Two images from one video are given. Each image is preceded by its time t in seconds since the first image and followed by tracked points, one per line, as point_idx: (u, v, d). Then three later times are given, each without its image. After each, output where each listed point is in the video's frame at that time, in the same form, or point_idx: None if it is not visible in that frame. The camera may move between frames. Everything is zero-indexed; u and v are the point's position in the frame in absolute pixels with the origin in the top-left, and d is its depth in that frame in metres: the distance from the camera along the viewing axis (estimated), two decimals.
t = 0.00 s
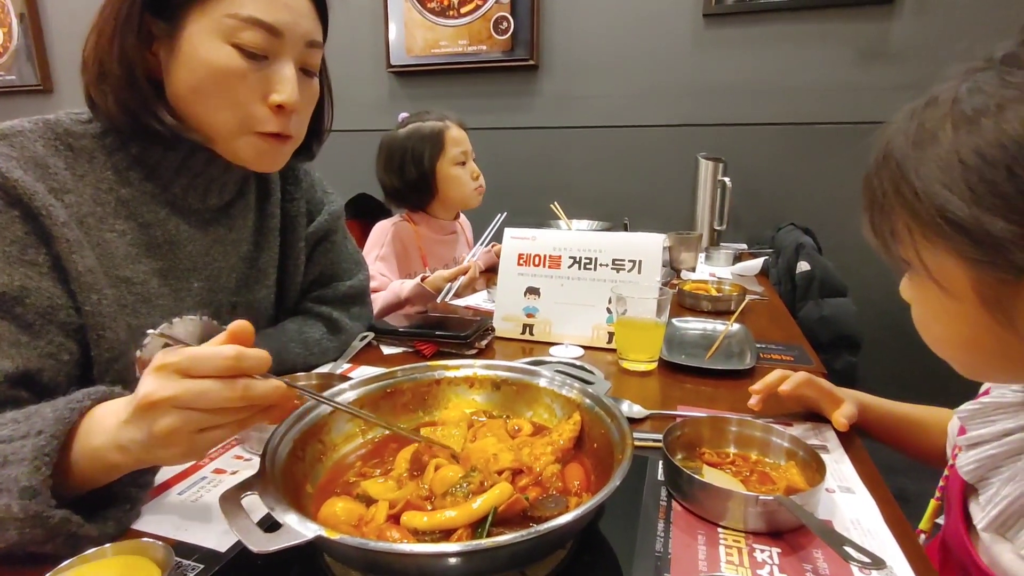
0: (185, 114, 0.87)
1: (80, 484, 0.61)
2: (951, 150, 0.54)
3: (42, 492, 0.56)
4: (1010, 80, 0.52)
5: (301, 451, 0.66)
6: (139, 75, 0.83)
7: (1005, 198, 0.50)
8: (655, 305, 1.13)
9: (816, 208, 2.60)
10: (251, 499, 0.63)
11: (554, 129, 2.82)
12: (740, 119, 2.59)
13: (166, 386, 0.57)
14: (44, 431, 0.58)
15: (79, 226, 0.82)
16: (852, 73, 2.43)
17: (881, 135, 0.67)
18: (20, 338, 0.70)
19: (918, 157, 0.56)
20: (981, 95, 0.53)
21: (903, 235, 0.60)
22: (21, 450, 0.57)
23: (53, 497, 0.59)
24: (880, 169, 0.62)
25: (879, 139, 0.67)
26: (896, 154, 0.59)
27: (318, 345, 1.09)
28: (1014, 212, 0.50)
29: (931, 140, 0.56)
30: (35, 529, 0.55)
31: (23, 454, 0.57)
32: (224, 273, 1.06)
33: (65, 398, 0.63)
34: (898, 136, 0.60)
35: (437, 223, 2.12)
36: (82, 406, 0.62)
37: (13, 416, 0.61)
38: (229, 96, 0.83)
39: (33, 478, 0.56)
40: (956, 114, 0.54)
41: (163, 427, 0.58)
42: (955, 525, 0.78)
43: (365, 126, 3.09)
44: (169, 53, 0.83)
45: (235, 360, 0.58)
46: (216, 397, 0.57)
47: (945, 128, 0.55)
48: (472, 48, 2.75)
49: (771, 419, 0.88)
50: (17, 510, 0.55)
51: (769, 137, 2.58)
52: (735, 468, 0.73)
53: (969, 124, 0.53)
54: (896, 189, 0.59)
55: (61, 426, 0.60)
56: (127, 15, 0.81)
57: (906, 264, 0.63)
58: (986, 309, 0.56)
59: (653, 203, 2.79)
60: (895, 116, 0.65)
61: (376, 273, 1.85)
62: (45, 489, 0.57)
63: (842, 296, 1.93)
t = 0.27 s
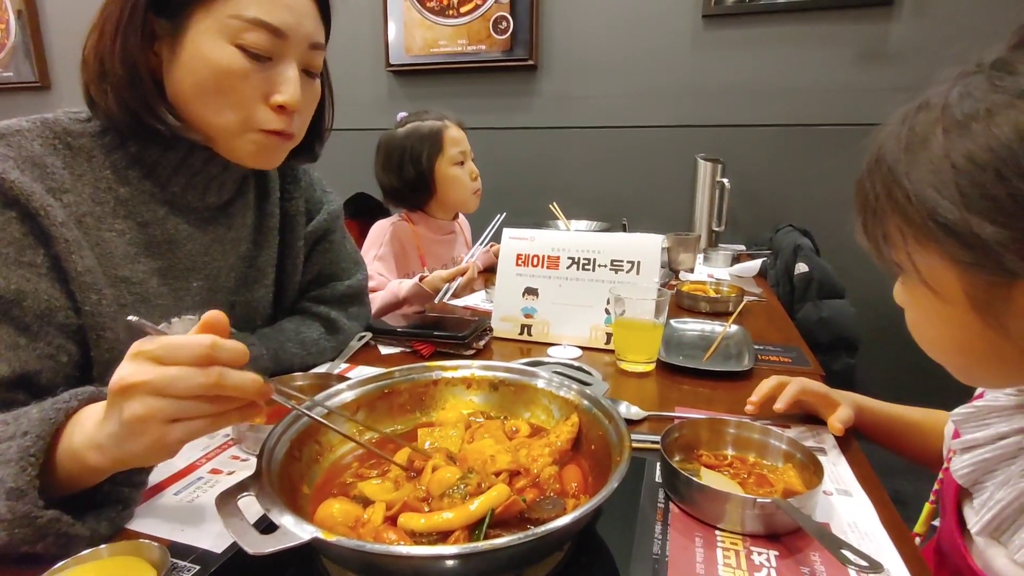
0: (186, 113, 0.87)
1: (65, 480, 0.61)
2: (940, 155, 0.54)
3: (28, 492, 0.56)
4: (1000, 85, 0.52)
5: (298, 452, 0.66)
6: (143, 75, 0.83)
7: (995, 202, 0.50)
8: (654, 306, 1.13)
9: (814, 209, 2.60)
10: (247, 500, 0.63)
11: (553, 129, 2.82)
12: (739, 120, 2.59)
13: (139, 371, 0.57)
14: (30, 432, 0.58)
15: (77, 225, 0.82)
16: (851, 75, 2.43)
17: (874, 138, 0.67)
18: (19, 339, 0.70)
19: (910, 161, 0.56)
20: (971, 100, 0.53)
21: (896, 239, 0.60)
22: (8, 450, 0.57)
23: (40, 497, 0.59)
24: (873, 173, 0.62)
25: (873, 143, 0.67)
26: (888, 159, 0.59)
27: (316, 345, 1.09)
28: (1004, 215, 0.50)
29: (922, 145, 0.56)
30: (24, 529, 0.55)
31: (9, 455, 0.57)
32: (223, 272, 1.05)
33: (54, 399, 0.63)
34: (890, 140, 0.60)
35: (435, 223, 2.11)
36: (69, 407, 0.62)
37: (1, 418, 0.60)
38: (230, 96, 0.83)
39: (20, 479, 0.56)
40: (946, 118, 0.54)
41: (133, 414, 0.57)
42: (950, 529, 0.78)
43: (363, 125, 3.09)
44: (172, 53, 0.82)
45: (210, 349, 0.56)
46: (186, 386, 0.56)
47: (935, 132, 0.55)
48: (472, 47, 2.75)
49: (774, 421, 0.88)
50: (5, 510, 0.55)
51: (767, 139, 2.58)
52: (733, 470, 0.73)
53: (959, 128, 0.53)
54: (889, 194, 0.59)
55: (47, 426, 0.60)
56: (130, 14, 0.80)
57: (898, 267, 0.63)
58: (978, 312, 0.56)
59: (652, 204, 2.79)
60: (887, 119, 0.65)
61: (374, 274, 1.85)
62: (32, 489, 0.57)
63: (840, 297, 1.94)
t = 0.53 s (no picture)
0: (187, 115, 0.87)
1: (74, 475, 0.61)
2: (935, 160, 0.54)
3: (35, 493, 0.56)
4: (996, 91, 0.52)
5: (298, 453, 0.66)
6: (144, 77, 0.83)
7: (989, 207, 0.50)
8: (653, 308, 1.14)
9: (813, 210, 2.60)
10: (248, 501, 0.63)
11: (553, 129, 2.82)
12: (738, 121, 2.60)
13: (172, 347, 0.59)
14: (43, 433, 0.58)
15: (78, 227, 0.82)
16: (850, 77, 2.44)
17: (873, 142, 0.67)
18: (16, 341, 0.70)
19: (906, 165, 0.57)
20: (967, 106, 0.53)
21: (892, 244, 0.61)
22: (19, 451, 0.57)
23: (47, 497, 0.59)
24: (870, 176, 0.62)
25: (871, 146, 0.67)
26: (886, 164, 0.59)
27: (316, 345, 1.09)
28: (997, 220, 0.50)
29: (918, 150, 0.56)
30: (26, 531, 0.55)
31: (20, 456, 0.56)
32: (223, 273, 1.05)
33: (66, 401, 0.63)
34: (887, 144, 0.60)
35: (435, 223, 2.11)
36: (82, 409, 0.62)
37: (13, 419, 0.60)
38: (232, 99, 0.83)
39: (28, 480, 0.56)
40: (943, 124, 0.55)
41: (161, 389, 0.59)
42: (945, 532, 0.79)
43: (363, 125, 3.09)
44: (173, 56, 0.82)
45: (240, 331, 0.61)
46: (214, 361, 0.59)
47: (932, 137, 0.55)
48: (472, 48, 2.75)
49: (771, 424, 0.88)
50: (11, 512, 0.55)
51: (767, 140, 2.58)
52: (731, 472, 0.73)
53: (955, 135, 0.53)
54: (885, 198, 0.59)
55: (60, 429, 0.59)
56: (132, 15, 0.80)
57: (895, 270, 0.63)
58: (972, 316, 0.56)
59: (651, 205, 2.80)
60: (886, 123, 0.66)
61: (374, 274, 1.85)
62: (39, 490, 0.57)
63: (838, 299, 1.94)
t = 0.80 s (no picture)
0: (183, 112, 0.86)
1: (73, 481, 0.61)
2: (947, 157, 0.53)
3: (31, 494, 0.55)
4: (1010, 87, 0.52)
5: (295, 451, 0.66)
6: (140, 74, 0.82)
7: (1000, 206, 0.50)
8: (652, 306, 1.13)
9: (812, 210, 2.60)
10: (245, 499, 0.63)
11: (552, 128, 2.82)
12: (737, 121, 2.59)
13: (158, 362, 0.58)
14: (41, 432, 0.58)
15: (72, 222, 0.81)
16: (849, 77, 2.44)
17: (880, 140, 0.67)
18: (7, 337, 0.70)
19: (917, 162, 0.56)
20: (980, 102, 0.53)
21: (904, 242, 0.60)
22: (15, 450, 0.56)
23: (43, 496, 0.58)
24: (881, 175, 0.62)
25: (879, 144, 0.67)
26: (895, 161, 0.59)
27: (314, 343, 1.09)
28: (1010, 220, 0.50)
29: (930, 147, 0.55)
30: (20, 532, 0.55)
31: (17, 454, 0.56)
32: (219, 270, 1.05)
33: (63, 400, 0.63)
34: (898, 141, 0.60)
35: (433, 222, 2.11)
36: (80, 409, 0.62)
37: (9, 418, 0.60)
38: (230, 96, 0.82)
39: (24, 480, 0.55)
40: (956, 120, 0.54)
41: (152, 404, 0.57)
42: (950, 530, 0.78)
43: (361, 123, 3.08)
44: (170, 51, 0.82)
45: (226, 335, 0.60)
46: (208, 368, 0.58)
47: (944, 134, 0.55)
48: (471, 46, 2.74)
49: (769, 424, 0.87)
50: (5, 511, 0.54)
51: (766, 140, 2.58)
52: (730, 471, 0.73)
53: (968, 132, 0.53)
54: (895, 197, 0.59)
55: (58, 429, 0.59)
56: (130, 10, 0.80)
57: (906, 269, 0.63)
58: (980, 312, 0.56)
59: (650, 204, 2.79)
60: (895, 121, 0.65)
61: (371, 272, 1.85)
62: (35, 490, 0.56)
63: (837, 298, 1.94)
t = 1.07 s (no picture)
0: (182, 112, 0.86)
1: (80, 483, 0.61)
2: (960, 155, 0.54)
3: (33, 493, 0.56)
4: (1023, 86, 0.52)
5: (294, 451, 0.66)
6: (139, 73, 0.82)
7: (1011, 205, 0.50)
8: (650, 306, 1.14)
9: (810, 211, 2.61)
10: (244, 499, 0.63)
11: (551, 128, 2.82)
12: (736, 121, 2.60)
13: (151, 372, 0.57)
14: (43, 432, 0.58)
15: (70, 222, 0.81)
16: (848, 77, 2.44)
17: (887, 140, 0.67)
18: (6, 334, 0.70)
19: (927, 161, 0.57)
20: (994, 102, 0.53)
21: (913, 241, 0.61)
22: (18, 450, 0.56)
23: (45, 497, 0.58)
24: (891, 174, 0.62)
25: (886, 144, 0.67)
26: (906, 160, 0.59)
27: (312, 343, 1.09)
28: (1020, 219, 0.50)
29: (942, 145, 0.56)
30: (21, 530, 0.55)
31: (19, 454, 0.56)
32: (218, 269, 1.05)
33: (67, 400, 0.63)
34: (909, 141, 0.60)
35: (431, 221, 2.11)
36: (83, 409, 0.62)
37: (12, 417, 0.60)
38: (229, 97, 0.82)
39: (26, 479, 0.56)
40: (969, 119, 0.54)
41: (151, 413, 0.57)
42: (950, 528, 0.79)
43: (360, 123, 3.08)
44: (169, 51, 0.81)
45: (218, 339, 0.59)
46: (203, 374, 0.58)
47: (957, 133, 0.55)
48: (470, 45, 2.74)
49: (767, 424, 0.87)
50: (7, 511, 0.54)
51: (765, 140, 2.59)
52: (728, 471, 0.73)
53: (981, 131, 0.53)
54: (906, 195, 0.59)
55: (61, 428, 0.59)
56: (129, 9, 0.80)
57: (915, 270, 0.63)
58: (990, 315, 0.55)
59: (648, 204, 2.80)
60: (903, 121, 0.65)
61: (370, 272, 1.85)
62: (38, 490, 0.56)
63: (835, 298, 1.95)
